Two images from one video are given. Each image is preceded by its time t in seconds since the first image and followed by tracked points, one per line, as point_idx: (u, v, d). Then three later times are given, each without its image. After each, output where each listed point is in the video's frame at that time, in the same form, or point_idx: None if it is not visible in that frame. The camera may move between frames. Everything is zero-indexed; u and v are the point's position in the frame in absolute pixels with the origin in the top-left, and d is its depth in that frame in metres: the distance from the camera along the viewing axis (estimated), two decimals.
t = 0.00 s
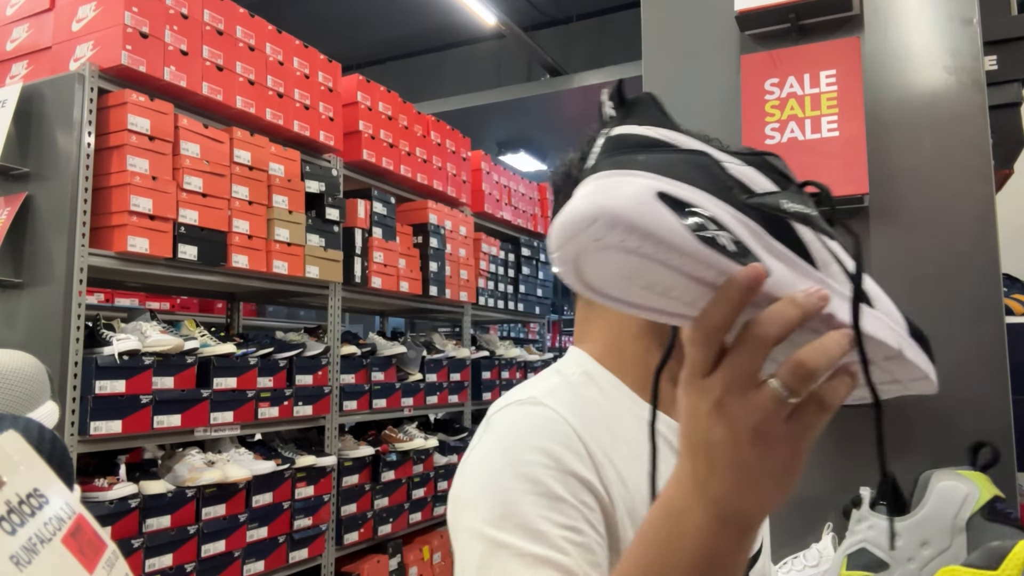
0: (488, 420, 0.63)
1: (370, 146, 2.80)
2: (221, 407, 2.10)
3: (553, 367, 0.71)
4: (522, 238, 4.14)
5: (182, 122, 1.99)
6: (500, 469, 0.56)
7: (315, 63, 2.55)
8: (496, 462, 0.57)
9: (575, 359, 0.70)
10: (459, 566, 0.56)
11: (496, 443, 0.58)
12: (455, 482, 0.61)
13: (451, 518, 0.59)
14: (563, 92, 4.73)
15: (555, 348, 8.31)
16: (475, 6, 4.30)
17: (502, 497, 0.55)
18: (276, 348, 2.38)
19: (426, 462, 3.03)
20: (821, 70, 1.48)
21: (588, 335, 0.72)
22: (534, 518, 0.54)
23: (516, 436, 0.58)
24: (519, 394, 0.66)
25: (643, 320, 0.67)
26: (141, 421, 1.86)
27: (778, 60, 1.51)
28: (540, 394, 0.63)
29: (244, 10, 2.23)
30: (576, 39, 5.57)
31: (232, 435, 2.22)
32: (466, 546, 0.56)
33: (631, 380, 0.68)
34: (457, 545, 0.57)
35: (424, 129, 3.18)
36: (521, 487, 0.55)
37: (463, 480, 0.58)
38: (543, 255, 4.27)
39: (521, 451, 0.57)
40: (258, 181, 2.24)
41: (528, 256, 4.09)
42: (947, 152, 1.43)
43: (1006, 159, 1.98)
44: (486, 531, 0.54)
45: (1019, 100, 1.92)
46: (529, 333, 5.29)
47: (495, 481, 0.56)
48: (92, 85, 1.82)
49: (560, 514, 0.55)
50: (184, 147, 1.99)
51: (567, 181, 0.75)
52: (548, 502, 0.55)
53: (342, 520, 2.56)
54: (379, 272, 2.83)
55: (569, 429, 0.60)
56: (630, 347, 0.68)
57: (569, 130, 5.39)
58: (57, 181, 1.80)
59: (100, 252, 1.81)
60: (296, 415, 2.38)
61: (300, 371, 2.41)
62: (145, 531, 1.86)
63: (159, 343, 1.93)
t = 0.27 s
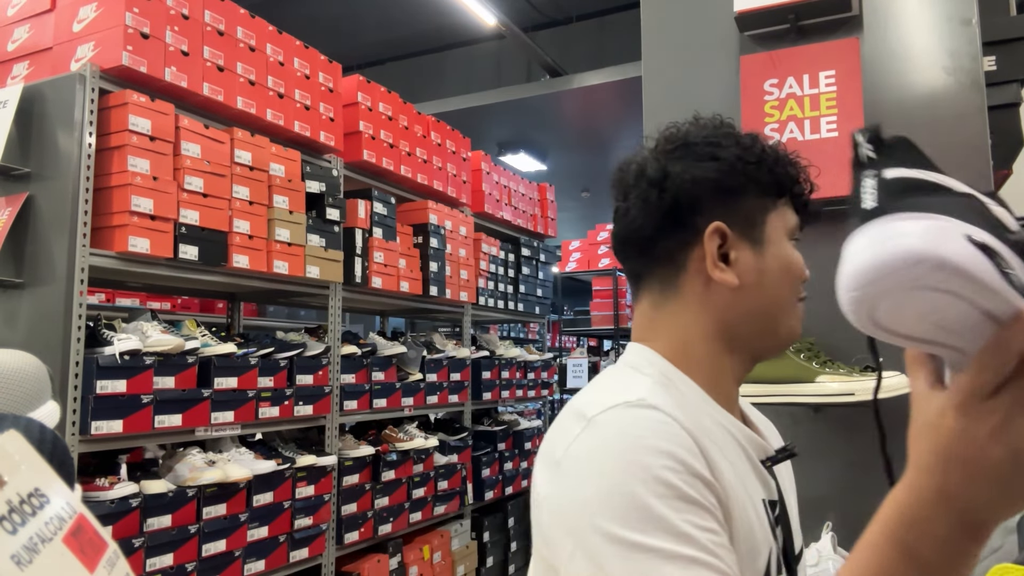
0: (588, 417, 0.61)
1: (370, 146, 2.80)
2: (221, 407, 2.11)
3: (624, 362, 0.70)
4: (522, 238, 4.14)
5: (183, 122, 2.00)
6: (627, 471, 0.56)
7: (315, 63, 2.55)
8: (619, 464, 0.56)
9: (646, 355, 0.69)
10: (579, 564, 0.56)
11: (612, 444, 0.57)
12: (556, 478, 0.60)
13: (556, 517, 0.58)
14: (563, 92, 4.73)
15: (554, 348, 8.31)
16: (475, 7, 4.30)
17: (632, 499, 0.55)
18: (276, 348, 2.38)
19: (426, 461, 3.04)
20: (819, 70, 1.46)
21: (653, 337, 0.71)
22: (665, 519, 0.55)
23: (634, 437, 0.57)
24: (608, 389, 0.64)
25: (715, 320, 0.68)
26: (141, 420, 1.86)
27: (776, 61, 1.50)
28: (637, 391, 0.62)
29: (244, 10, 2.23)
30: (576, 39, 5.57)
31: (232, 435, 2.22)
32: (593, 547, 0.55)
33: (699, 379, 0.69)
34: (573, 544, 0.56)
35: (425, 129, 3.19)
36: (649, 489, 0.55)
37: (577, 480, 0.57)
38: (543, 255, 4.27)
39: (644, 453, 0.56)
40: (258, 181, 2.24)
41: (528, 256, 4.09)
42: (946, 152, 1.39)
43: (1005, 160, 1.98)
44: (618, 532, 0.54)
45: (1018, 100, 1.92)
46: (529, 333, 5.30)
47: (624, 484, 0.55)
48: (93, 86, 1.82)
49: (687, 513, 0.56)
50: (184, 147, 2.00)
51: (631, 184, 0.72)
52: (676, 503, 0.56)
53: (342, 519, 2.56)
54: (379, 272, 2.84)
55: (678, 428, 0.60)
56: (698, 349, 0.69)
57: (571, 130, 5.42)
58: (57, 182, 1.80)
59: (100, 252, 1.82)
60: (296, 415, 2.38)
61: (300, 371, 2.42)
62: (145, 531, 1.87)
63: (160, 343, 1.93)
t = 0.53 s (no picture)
0: (678, 425, 0.61)
1: (370, 146, 2.80)
2: (221, 407, 2.11)
3: (684, 366, 0.69)
4: (522, 238, 4.15)
5: (183, 122, 2.00)
6: (733, 481, 0.57)
7: (315, 63, 2.55)
8: (724, 474, 0.57)
9: (706, 360, 0.68)
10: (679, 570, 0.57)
11: (714, 453, 0.58)
12: (647, 484, 0.60)
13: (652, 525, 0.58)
14: (563, 92, 4.72)
15: (554, 348, 8.31)
16: (475, 7, 4.30)
17: (739, 509, 0.56)
18: (276, 348, 2.38)
19: (426, 461, 3.04)
20: (819, 70, 1.45)
21: (708, 343, 0.70)
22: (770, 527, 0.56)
23: (735, 446, 0.58)
24: (688, 394, 0.64)
25: (770, 326, 0.68)
26: (141, 420, 1.86)
27: (776, 61, 1.48)
28: (724, 398, 0.63)
29: (244, 10, 2.23)
30: (576, 39, 5.58)
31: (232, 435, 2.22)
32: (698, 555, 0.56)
33: (756, 385, 0.69)
34: (673, 552, 0.57)
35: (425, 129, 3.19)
36: (754, 498, 0.57)
37: (677, 489, 0.58)
38: (543, 255, 4.28)
39: (749, 462, 0.58)
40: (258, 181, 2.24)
41: (528, 256, 4.10)
42: (946, 153, 1.38)
43: (1005, 160, 1.97)
44: (725, 541, 0.56)
45: (1019, 100, 1.91)
46: (528, 333, 5.30)
47: (730, 493, 0.56)
48: (93, 86, 1.83)
49: (787, 520, 0.57)
50: (185, 147, 2.00)
51: (685, 192, 0.70)
52: (779, 511, 0.57)
53: (342, 519, 2.56)
54: (379, 272, 2.84)
55: (772, 437, 0.61)
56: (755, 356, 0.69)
57: (571, 130, 5.42)
58: (58, 182, 1.80)
59: (101, 252, 1.82)
60: (296, 415, 2.38)
61: (300, 371, 2.42)
62: (145, 531, 1.87)
63: (160, 343, 1.93)
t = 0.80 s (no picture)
0: (735, 421, 0.59)
1: (370, 146, 2.81)
2: (221, 407, 2.11)
3: (714, 364, 0.68)
4: (522, 238, 4.15)
5: (183, 123, 2.00)
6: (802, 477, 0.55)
7: (315, 63, 2.55)
8: (794, 470, 0.55)
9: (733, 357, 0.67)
10: (751, 569, 0.55)
11: (779, 449, 0.56)
12: (708, 483, 0.58)
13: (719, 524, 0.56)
14: (563, 92, 4.72)
15: (554, 348, 8.31)
16: (474, 7, 4.30)
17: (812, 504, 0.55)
18: (276, 349, 2.38)
19: (426, 461, 3.04)
20: (819, 70, 1.45)
21: (727, 344, 0.70)
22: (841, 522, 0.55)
23: (799, 442, 0.57)
24: (736, 391, 0.63)
25: (790, 327, 0.68)
26: (141, 421, 1.86)
27: (776, 61, 1.48)
28: (777, 394, 0.61)
29: (244, 10, 2.23)
30: (576, 40, 5.58)
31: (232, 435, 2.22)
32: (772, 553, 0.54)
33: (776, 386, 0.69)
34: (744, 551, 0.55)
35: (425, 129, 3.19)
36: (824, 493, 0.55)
37: (743, 487, 0.56)
38: (543, 255, 4.28)
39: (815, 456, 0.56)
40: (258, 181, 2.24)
41: (528, 256, 4.10)
42: (946, 153, 1.37)
43: (1005, 161, 1.97)
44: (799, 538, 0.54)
45: (1018, 100, 1.91)
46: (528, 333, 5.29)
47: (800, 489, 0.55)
48: (93, 86, 1.83)
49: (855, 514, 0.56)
50: (184, 147, 2.00)
51: (702, 199, 0.70)
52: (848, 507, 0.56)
53: (342, 519, 2.56)
54: (379, 272, 2.84)
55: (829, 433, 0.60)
56: (776, 358, 0.68)
57: (571, 130, 5.43)
58: (58, 182, 1.80)
59: (101, 252, 1.82)
60: (296, 415, 2.38)
61: (300, 371, 2.42)
62: (145, 531, 1.87)
63: (160, 343, 1.93)
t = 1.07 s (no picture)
0: (774, 412, 0.59)
1: (370, 146, 2.81)
2: (221, 407, 2.11)
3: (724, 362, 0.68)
4: (522, 238, 4.15)
5: (183, 123, 2.00)
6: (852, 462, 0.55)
7: (315, 63, 2.55)
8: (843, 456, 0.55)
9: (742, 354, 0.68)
10: (803, 558, 0.54)
11: (824, 436, 0.56)
12: (752, 475, 0.57)
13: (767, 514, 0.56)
14: (563, 92, 4.72)
15: (554, 348, 8.32)
16: (475, 7, 4.30)
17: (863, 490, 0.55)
18: (276, 348, 2.38)
19: (427, 461, 3.04)
20: (819, 70, 1.45)
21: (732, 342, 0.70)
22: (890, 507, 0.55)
23: (845, 428, 0.57)
24: (768, 383, 0.62)
25: (796, 323, 0.68)
26: (141, 421, 1.86)
27: (776, 61, 1.48)
28: (809, 385, 0.61)
29: (244, 10, 2.23)
30: (576, 40, 5.57)
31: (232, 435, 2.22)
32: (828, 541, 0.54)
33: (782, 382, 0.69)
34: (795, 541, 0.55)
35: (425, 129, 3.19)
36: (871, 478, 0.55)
37: (790, 477, 0.55)
38: (543, 255, 4.28)
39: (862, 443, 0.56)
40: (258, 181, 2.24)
41: (528, 256, 4.10)
42: (946, 154, 1.37)
43: (1005, 161, 1.97)
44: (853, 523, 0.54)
45: (1018, 100, 1.92)
46: (528, 333, 5.29)
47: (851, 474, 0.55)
48: (93, 86, 1.83)
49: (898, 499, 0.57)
50: (185, 147, 2.00)
51: (703, 200, 0.70)
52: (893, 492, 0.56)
53: (342, 519, 2.56)
54: (379, 272, 2.84)
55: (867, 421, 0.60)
56: (778, 354, 0.68)
57: (571, 130, 5.43)
58: (58, 182, 1.80)
59: (101, 252, 1.82)
60: (296, 415, 2.38)
61: (300, 371, 2.42)
62: (145, 531, 1.87)
63: (160, 343, 1.93)
